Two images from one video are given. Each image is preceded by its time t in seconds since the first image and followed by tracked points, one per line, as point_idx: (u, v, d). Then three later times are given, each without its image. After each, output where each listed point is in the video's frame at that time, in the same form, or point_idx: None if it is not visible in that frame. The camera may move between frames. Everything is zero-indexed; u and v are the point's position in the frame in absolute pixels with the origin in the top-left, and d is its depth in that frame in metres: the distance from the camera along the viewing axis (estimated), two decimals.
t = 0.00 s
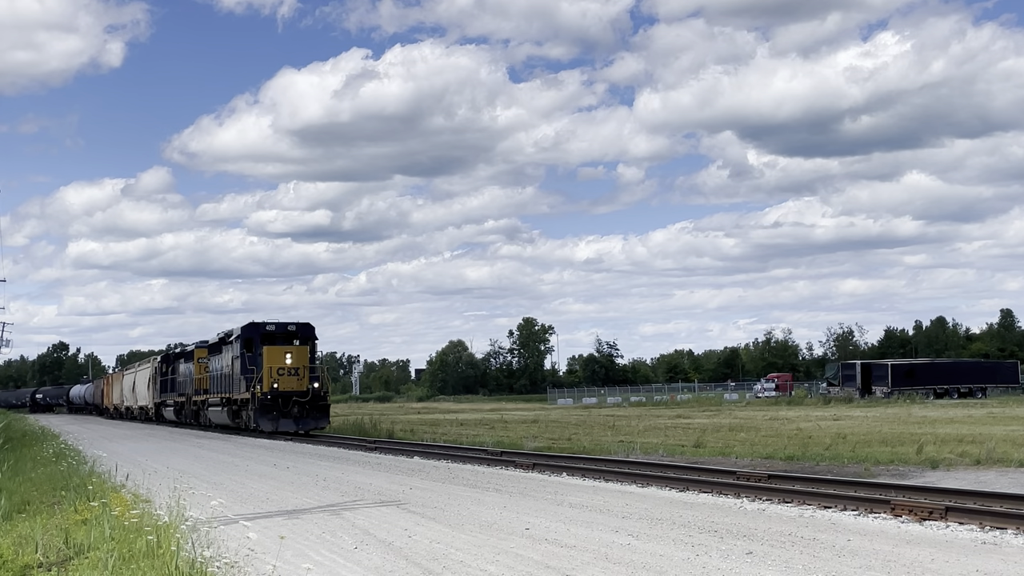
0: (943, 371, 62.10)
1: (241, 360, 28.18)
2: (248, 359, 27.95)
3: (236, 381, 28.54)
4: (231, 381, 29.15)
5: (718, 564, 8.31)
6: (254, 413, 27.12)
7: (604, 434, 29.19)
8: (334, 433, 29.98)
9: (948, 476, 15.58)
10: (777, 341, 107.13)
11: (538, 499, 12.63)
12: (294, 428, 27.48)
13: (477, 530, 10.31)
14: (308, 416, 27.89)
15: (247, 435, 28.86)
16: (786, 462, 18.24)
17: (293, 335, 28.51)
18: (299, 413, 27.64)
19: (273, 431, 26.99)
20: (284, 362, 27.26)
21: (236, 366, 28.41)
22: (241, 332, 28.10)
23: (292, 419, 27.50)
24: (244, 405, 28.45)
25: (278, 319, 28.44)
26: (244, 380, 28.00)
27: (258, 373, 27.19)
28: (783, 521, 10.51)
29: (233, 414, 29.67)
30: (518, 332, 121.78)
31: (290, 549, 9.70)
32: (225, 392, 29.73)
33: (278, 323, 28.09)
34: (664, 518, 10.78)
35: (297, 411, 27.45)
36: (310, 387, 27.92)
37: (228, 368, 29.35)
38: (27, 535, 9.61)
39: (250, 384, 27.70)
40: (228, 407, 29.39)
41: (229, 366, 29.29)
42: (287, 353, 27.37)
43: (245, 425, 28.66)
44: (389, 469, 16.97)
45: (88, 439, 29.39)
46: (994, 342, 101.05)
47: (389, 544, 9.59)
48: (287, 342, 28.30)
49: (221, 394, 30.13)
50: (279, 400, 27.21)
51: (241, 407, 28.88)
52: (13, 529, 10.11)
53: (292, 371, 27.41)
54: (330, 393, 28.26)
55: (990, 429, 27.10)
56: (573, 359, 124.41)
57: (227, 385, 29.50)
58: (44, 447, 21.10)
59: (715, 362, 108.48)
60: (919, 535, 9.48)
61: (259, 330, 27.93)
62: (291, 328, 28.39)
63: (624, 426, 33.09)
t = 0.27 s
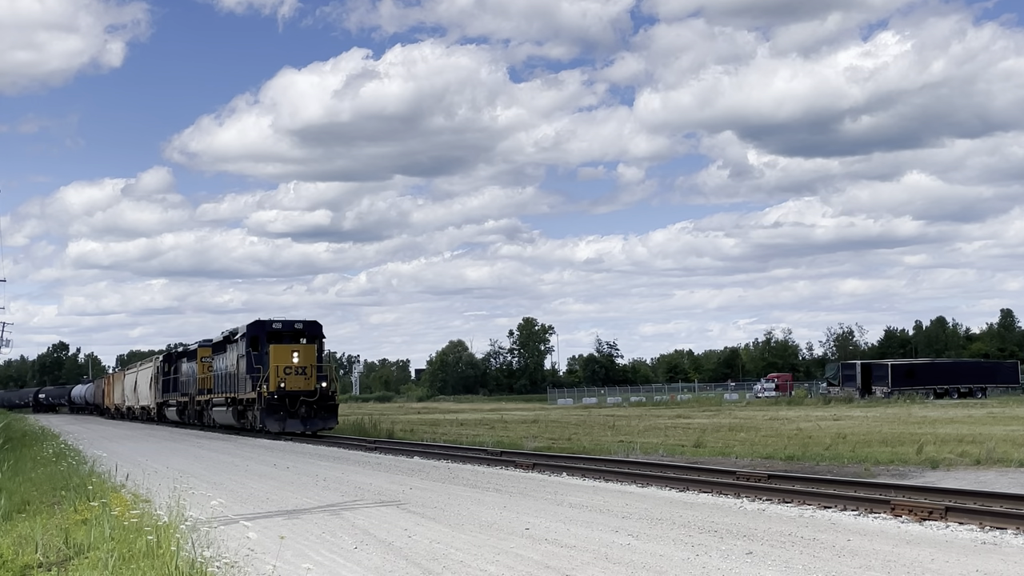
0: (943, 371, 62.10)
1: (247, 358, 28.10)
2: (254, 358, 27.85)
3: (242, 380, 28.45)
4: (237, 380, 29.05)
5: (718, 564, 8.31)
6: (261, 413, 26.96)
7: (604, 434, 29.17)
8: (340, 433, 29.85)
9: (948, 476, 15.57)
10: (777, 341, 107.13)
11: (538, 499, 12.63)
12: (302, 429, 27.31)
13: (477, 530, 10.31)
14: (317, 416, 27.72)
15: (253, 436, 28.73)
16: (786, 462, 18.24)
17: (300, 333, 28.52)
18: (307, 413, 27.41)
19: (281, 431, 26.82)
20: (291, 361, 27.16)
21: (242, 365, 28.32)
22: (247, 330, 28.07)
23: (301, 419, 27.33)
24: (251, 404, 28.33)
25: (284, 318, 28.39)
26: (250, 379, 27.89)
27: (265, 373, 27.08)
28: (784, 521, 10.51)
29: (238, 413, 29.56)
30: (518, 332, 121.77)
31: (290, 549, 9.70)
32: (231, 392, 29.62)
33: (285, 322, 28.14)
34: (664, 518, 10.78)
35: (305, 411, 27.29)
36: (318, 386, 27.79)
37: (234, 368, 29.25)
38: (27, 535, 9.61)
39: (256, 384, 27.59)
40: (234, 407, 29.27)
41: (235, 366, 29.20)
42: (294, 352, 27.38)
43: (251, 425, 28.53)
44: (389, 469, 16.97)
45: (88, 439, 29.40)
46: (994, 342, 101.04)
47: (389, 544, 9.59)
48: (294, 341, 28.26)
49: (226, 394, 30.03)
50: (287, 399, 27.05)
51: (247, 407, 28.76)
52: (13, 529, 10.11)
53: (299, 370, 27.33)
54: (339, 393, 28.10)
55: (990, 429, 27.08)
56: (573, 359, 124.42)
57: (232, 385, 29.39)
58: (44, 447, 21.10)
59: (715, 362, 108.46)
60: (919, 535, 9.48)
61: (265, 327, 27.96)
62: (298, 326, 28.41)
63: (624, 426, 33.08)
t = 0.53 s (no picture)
0: (943, 371, 62.10)
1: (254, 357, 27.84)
2: (260, 356, 27.62)
3: (248, 379, 28.23)
4: (242, 379, 28.82)
5: (718, 564, 8.31)
6: (268, 413, 26.76)
7: (604, 434, 29.17)
8: (345, 433, 29.69)
9: (948, 476, 15.57)
10: (777, 341, 107.16)
11: (538, 499, 12.63)
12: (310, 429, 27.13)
13: (478, 530, 10.31)
14: (324, 417, 27.52)
15: (259, 436, 28.55)
16: (786, 462, 18.23)
17: (307, 331, 28.20)
18: (315, 413, 27.28)
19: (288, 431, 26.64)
20: (299, 360, 26.92)
21: (248, 364, 28.07)
22: (253, 328, 27.77)
23: (308, 419, 27.13)
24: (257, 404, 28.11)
25: (291, 315, 28.08)
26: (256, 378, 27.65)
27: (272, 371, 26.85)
28: (784, 521, 10.51)
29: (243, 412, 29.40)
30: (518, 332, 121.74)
31: (290, 549, 9.70)
32: (236, 391, 29.43)
33: (292, 319, 27.78)
34: (664, 518, 10.78)
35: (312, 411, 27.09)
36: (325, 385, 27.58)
37: (240, 367, 29.01)
38: (27, 535, 9.61)
39: (262, 383, 27.35)
40: (240, 406, 29.09)
41: (240, 364, 28.96)
42: (301, 350, 27.09)
43: (257, 425, 28.34)
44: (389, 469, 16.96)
45: (88, 439, 29.42)
46: (994, 342, 101.02)
47: (390, 544, 9.59)
48: (300, 339, 27.97)
49: (231, 393, 29.83)
50: (294, 399, 26.88)
51: (253, 406, 28.56)
52: (13, 529, 10.11)
53: (306, 369, 27.11)
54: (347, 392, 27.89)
55: (990, 429, 27.07)
56: (573, 359, 124.48)
57: (237, 384, 29.20)
58: (44, 447, 21.11)
59: (715, 362, 108.46)
60: (919, 535, 9.47)
61: (272, 326, 27.58)
62: (306, 324, 28.06)
63: (624, 426, 33.07)
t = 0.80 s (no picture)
0: (943, 371, 62.08)
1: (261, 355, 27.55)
2: (267, 355, 27.35)
3: (254, 379, 27.87)
4: (249, 379, 28.50)
5: (718, 564, 8.31)
6: (276, 413, 26.38)
7: (604, 434, 29.17)
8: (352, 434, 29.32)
9: (948, 476, 15.57)
10: (777, 341, 107.17)
11: (537, 499, 12.63)
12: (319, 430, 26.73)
13: (477, 530, 10.31)
14: (333, 417, 27.14)
15: (265, 436, 28.17)
16: (786, 462, 18.23)
17: (315, 329, 28.05)
18: (323, 414, 26.85)
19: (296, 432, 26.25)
20: (307, 358, 26.61)
21: (254, 363, 27.76)
22: (259, 326, 27.50)
23: (316, 420, 26.75)
24: (264, 404, 27.74)
25: (298, 313, 27.87)
26: (263, 378, 27.35)
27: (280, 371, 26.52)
28: (784, 521, 10.51)
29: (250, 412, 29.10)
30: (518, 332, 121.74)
31: (290, 549, 9.70)
32: (243, 391, 29.12)
33: (299, 317, 27.59)
34: (664, 518, 10.78)
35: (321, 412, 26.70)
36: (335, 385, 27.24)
37: (246, 366, 28.72)
38: (27, 535, 9.61)
39: (269, 384, 27.02)
40: (246, 407, 28.79)
41: (247, 364, 28.66)
42: (309, 349, 26.67)
43: (264, 426, 27.99)
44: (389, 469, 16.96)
45: (89, 439, 29.44)
46: (994, 342, 101.01)
47: (390, 544, 9.60)
48: (308, 337, 27.83)
49: (237, 393, 29.53)
50: (301, 399, 26.51)
51: (260, 407, 28.22)
52: (13, 529, 10.12)
53: (314, 368, 26.67)
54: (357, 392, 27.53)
55: (990, 429, 27.07)
56: (573, 359, 124.46)
57: (244, 385, 28.91)
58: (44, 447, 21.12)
59: (715, 362, 108.46)
60: (919, 536, 9.48)
61: (278, 323, 27.36)
62: (313, 322, 27.88)
63: (624, 426, 33.06)
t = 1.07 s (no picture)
0: (943, 371, 62.09)
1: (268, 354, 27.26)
2: (274, 354, 27.07)
3: (262, 378, 27.58)
4: (255, 379, 28.23)
5: (717, 564, 8.31)
6: (283, 414, 26.09)
7: (604, 434, 29.19)
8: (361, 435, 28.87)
9: (948, 476, 15.57)
10: (777, 341, 107.17)
11: (538, 499, 12.64)
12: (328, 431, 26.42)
13: (478, 529, 10.31)
14: (343, 418, 26.82)
15: (272, 437, 27.90)
16: (786, 462, 18.24)
17: (323, 326, 27.59)
18: (332, 414, 26.55)
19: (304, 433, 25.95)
20: (315, 357, 26.29)
21: (261, 362, 27.49)
22: (266, 324, 27.24)
23: (326, 421, 26.44)
24: (272, 404, 27.47)
25: (306, 311, 27.54)
26: (270, 377, 27.07)
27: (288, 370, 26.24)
28: (784, 521, 10.51)
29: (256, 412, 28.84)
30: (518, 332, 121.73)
31: (290, 549, 9.71)
32: (250, 391, 28.87)
33: (307, 316, 27.28)
34: (664, 518, 10.78)
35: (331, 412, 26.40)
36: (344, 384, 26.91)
37: (253, 365, 28.44)
38: (27, 535, 9.61)
39: (277, 383, 26.74)
40: (253, 407, 28.54)
41: (254, 363, 28.37)
42: (317, 347, 26.31)
43: (271, 426, 27.74)
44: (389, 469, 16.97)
45: (89, 439, 29.46)
46: (994, 342, 101.01)
47: (390, 544, 9.60)
48: (316, 335, 27.41)
49: (244, 392, 29.28)
50: (310, 399, 26.16)
51: (268, 407, 27.96)
52: (13, 529, 10.12)
53: (323, 367, 26.33)
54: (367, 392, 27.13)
55: (990, 429, 27.08)
56: (573, 359, 124.46)
57: (251, 384, 28.64)
58: (44, 448, 21.13)
59: (715, 362, 108.48)
60: (919, 535, 9.48)
61: (286, 322, 27.14)
62: (321, 320, 27.49)
63: (624, 426, 33.08)
